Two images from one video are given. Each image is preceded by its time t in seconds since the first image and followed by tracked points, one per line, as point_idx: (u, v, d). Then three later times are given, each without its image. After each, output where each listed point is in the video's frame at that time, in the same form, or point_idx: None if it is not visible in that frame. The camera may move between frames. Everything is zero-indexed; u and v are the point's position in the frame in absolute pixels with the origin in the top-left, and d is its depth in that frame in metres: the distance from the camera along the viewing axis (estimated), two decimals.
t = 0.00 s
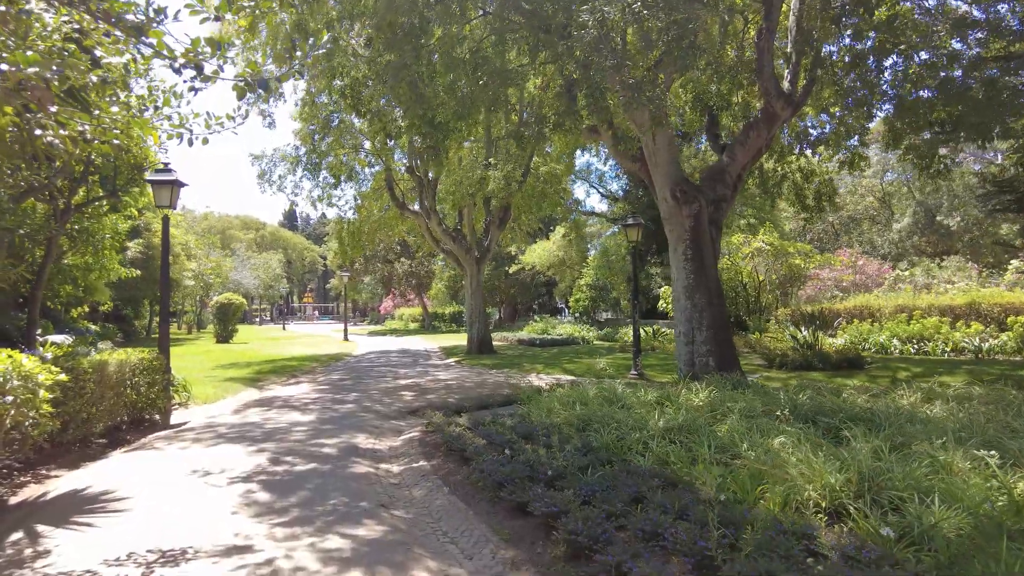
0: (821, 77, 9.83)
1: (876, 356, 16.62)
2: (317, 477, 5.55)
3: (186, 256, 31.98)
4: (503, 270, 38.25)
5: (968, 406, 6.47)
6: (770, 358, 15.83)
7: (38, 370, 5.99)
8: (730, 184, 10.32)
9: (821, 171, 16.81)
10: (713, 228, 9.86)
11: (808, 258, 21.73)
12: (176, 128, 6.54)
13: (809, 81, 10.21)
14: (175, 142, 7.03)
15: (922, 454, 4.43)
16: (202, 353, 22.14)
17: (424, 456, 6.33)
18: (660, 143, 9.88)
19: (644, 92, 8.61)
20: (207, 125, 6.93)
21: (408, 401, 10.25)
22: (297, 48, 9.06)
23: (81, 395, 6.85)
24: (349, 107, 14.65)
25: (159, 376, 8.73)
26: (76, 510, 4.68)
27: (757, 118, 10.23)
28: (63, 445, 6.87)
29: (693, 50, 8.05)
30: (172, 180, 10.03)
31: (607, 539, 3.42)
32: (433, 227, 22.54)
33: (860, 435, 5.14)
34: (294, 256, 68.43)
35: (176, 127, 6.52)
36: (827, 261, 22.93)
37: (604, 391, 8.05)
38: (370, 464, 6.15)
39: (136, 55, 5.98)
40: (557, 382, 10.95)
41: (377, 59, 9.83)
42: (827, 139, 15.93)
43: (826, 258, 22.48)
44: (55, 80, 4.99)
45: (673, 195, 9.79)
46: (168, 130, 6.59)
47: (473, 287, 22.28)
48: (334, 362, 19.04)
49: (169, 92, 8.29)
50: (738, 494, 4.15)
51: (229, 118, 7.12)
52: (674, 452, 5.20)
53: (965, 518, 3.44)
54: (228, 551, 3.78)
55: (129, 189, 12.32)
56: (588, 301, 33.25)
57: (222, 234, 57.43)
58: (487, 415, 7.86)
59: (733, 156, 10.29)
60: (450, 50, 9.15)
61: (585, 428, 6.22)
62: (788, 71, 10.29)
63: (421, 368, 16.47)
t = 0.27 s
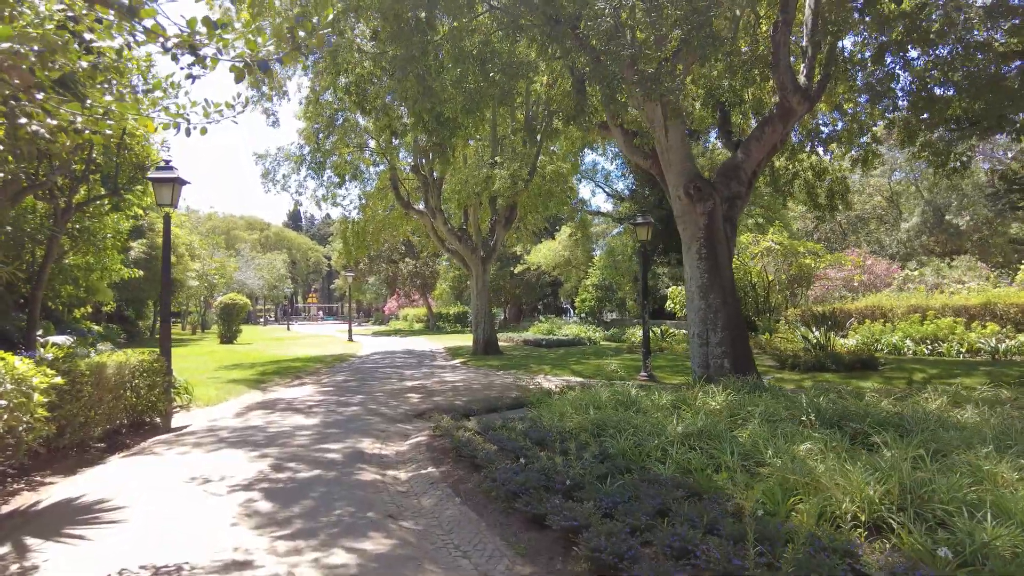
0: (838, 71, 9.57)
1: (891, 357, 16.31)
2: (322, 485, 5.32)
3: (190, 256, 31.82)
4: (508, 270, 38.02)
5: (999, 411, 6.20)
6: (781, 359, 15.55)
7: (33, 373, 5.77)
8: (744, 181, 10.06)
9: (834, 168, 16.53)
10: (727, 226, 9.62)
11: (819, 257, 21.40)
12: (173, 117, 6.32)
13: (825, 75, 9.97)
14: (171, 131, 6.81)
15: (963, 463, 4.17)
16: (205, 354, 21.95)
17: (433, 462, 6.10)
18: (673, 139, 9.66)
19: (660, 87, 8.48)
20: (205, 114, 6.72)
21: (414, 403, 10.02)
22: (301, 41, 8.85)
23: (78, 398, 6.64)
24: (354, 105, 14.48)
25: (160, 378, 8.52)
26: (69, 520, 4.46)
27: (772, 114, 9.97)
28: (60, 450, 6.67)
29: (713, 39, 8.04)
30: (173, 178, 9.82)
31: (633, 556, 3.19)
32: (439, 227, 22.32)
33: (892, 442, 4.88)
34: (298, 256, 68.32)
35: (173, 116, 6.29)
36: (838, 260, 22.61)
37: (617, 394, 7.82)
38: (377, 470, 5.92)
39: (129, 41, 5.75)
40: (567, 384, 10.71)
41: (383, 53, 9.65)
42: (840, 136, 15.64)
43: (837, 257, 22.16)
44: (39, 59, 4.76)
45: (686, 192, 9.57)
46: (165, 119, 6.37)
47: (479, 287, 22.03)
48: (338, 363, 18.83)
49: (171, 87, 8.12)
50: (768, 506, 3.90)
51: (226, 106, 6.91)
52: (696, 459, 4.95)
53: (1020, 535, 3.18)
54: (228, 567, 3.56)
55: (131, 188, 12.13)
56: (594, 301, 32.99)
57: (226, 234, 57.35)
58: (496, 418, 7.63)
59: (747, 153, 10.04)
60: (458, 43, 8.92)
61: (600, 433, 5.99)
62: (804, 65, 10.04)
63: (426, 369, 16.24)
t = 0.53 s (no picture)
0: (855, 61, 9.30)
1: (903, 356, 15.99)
2: (323, 491, 5.06)
3: (191, 255, 31.57)
4: (510, 269, 37.77)
5: None
6: (791, 359, 15.24)
7: (20, 373, 5.50)
8: (758, 175, 9.78)
9: (845, 163, 16.23)
10: (740, 222, 9.37)
11: (828, 255, 21.09)
12: (162, 96, 6.13)
13: (840, 65, 9.70)
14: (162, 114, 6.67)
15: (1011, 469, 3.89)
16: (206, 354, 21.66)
17: (440, 466, 5.83)
18: (685, 132, 9.43)
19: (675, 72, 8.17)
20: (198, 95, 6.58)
21: (418, 404, 9.76)
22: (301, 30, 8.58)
23: (72, 399, 6.37)
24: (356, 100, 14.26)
25: (156, 378, 8.25)
26: (55, 529, 4.20)
27: (787, 106, 9.69)
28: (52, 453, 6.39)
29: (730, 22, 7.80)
30: (171, 172, 9.55)
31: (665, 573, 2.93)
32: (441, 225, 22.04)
33: (927, 446, 4.60)
34: (300, 256, 68.14)
35: (163, 95, 6.15)
36: (847, 258, 22.29)
37: (629, 394, 7.56)
38: (381, 475, 5.66)
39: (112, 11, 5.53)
40: (575, 384, 10.45)
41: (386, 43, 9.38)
42: (850, 131, 15.35)
43: (845, 255, 21.85)
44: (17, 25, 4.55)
45: (699, 186, 9.33)
46: (155, 99, 6.23)
47: (483, 286, 21.73)
48: (341, 363, 18.58)
49: (171, 77, 7.92)
50: (803, 515, 3.64)
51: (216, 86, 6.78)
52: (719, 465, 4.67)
53: None
54: None
55: (129, 184, 11.87)
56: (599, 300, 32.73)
57: (228, 234, 57.14)
58: (504, 419, 7.37)
59: (761, 146, 9.75)
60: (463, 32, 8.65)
61: (615, 436, 5.74)
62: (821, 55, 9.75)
63: (430, 369, 15.97)
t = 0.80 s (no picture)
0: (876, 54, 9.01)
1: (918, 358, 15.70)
2: (328, 504, 4.81)
3: (195, 255, 31.37)
4: (515, 268, 37.53)
5: None
6: (804, 361, 14.95)
7: (12, 379, 5.26)
8: (774, 172, 9.51)
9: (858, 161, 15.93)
10: (756, 221, 9.11)
11: (839, 255, 20.79)
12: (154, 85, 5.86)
13: (858, 59, 9.41)
14: (154, 104, 6.43)
15: None
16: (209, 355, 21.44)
17: (449, 477, 5.59)
18: (699, 128, 9.18)
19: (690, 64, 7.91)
20: (192, 84, 6.32)
21: (425, 408, 9.52)
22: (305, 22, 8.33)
23: (67, 405, 6.14)
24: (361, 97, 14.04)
25: (156, 382, 8.02)
26: (43, 548, 3.95)
27: (804, 101, 9.42)
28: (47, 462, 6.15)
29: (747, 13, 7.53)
30: (172, 171, 9.33)
31: None
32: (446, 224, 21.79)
33: (970, 458, 4.34)
34: (304, 256, 67.99)
35: (153, 85, 5.88)
36: (857, 258, 21.99)
37: (645, 399, 7.30)
38: (388, 486, 5.41)
39: None
40: (585, 388, 10.20)
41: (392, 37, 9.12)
42: (863, 128, 15.05)
43: (856, 254, 21.55)
44: None
45: (714, 184, 9.07)
46: (144, 90, 5.95)
47: (488, 286, 21.48)
48: (346, 364, 18.35)
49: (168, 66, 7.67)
50: (845, 538, 3.38)
51: (212, 74, 6.54)
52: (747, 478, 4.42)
53: None
54: None
55: (129, 183, 11.64)
56: (605, 300, 32.45)
57: (231, 234, 56.98)
58: (514, 425, 7.12)
59: (778, 142, 9.48)
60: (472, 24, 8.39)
61: (633, 445, 5.49)
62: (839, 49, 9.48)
63: (435, 371, 15.72)
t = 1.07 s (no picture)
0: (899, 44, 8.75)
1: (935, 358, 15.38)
2: (336, 510, 4.57)
3: (199, 255, 31.19)
4: (521, 268, 37.26)
5: None
6: (818, 361, 14.65)
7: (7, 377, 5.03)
8: (793, 167, 9.26)
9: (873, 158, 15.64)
10: (775, 216, 8.87)
11: (851, 254, 20.48)
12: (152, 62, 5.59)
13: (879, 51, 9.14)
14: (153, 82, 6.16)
15: None
16: (213, 354, 21.23)
17: (462, 481, 5.35)
18: (717, 121, 8.95)
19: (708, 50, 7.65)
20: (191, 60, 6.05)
21: (433, 408, 9.29)
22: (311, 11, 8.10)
23: (65, 405, 5.90)
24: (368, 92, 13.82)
25: (158, 381, 7.79)
26: (34, 558, 3.71)
27: (825, 93, 9.15)
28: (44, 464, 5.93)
29: None
30: (174, 165, 9.11)
31: None
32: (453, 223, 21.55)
33: (1019, 464, 4.08)
34: (309, 256, 67.88)
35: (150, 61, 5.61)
36: (869, 256, 21.66)
37: (663, 400, 7.05)
38: (399, 491, 5.16)
39: None
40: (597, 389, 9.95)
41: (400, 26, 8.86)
42: (878, 123, 14.76)
43: (869, 253, 21.23)
44: None
45: (732, 178, 8.84)
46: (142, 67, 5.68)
47: (495, 286, 21.23)
48: (352, 364, 18.12)
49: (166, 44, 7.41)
50: (895, 550, 3.13)
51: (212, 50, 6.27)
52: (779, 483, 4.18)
53: None
54: None
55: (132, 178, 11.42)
56: (612, 299, 32.17)
57: (237, 234, 56.86)
58: (527, 427, 6.88)
59: (797, 135, 9.22)
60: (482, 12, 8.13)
61: (655, 448, 5.23)
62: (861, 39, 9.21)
63: (443, 371, 15.48)
